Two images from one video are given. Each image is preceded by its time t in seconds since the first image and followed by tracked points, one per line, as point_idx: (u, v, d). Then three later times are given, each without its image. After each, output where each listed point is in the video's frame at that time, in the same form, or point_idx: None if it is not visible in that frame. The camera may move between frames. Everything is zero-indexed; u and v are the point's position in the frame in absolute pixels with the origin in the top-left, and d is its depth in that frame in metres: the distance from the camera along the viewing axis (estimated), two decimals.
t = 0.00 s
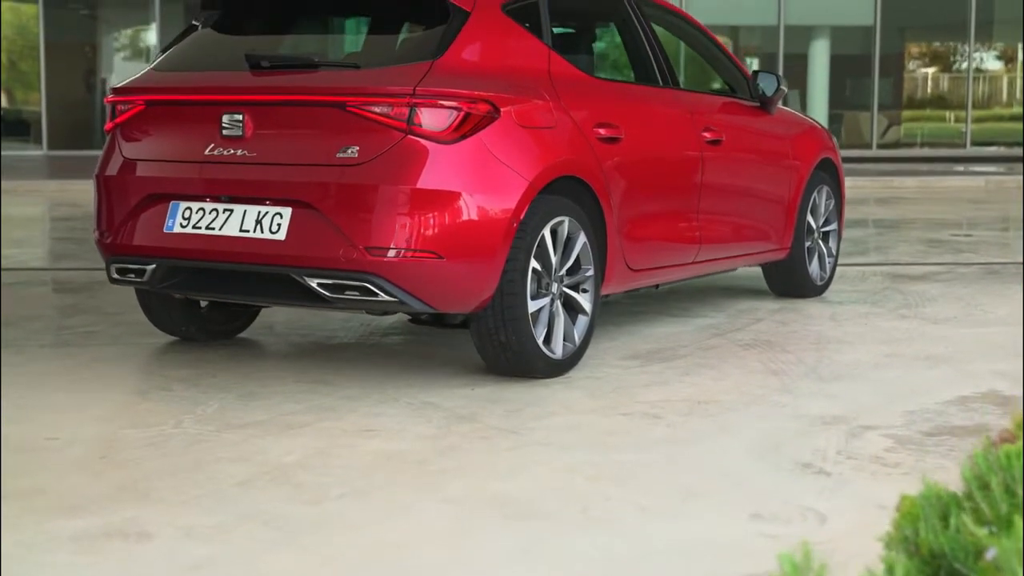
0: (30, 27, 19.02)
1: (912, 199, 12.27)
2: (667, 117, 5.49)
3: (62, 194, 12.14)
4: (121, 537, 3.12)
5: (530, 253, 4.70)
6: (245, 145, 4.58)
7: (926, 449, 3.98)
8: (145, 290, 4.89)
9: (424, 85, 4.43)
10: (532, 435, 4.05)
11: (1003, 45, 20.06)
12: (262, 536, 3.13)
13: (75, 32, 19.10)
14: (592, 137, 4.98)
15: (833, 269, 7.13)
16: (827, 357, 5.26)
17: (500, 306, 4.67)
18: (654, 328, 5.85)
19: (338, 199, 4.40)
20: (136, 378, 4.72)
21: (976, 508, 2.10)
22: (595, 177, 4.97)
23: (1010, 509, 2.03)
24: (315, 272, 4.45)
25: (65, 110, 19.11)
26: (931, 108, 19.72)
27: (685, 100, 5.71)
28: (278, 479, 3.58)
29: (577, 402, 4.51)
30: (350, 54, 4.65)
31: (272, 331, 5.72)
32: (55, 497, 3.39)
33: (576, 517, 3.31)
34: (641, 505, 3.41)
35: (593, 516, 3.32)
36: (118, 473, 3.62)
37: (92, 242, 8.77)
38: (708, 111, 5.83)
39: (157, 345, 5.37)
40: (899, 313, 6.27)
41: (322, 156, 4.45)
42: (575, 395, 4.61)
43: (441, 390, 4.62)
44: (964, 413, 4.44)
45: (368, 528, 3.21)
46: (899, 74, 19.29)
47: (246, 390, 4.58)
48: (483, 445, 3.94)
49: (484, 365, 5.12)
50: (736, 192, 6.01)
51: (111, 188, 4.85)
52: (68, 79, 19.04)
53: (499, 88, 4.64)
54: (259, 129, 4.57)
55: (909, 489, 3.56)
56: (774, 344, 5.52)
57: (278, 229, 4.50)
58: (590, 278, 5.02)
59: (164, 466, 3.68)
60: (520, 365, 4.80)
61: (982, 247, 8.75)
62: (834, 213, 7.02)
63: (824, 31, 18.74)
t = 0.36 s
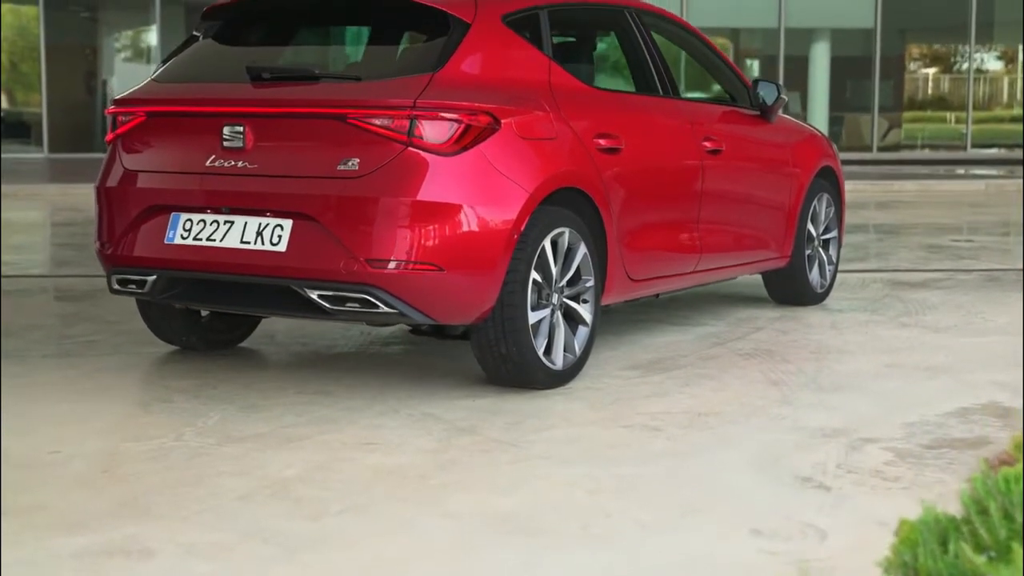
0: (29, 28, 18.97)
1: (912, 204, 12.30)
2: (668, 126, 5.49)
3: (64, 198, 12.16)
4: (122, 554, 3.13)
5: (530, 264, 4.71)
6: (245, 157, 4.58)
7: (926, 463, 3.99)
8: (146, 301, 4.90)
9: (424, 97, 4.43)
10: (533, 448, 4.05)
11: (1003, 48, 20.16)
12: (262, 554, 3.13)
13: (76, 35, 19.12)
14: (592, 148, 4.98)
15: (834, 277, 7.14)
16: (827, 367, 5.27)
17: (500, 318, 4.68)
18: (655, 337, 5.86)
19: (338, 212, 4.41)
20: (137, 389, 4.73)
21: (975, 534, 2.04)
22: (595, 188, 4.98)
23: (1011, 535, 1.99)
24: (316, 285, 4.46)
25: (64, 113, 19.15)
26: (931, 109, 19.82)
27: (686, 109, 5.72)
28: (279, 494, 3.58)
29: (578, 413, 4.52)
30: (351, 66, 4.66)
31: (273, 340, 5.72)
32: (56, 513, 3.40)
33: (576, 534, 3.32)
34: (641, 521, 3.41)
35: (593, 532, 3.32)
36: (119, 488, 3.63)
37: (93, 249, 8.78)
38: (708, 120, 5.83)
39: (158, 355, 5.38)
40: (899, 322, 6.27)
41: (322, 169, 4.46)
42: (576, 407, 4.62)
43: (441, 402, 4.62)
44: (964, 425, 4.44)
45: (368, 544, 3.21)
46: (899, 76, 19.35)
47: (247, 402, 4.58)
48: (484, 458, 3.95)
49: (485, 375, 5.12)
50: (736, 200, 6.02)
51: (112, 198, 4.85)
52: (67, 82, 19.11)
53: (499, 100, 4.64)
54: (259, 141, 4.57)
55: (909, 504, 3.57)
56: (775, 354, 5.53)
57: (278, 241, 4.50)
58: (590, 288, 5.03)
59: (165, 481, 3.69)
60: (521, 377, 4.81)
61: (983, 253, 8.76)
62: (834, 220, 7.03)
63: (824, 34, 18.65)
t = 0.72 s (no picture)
0: (31, 28, 18.86)
1: (913, 207, 12.33)
2: (668, 137, 5.49)
3: (65, 202, 12.18)
4: (124, 572, 3.14)
5: (531, 277, 4.71)
6: (247, 170, 4.59)
7: (926, 477, 3.99)
8: (148, 312, 4.91)
9: (425, 111, 4.43)
10: (534, 463, 4.06)
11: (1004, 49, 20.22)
12: (264, 572, 3.14)
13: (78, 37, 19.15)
14: (593, 160, 4.98)
15: (835, 285, 7.15)
16: (828, 378, 5.27)
17: (501, 331, 4.69)
18: (655, 346, 5.87)
19: (340, 225, 4.41)
20: (139, 401, 4.74)
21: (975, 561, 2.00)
22: (596, 200, 4.98)
23: (1011, 562, 1.95)
24: (317, 298, 4.47)
25: (65, 115, 19.19)
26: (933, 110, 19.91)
27: (686, 120, 5.72)
28: (280, 510, 3.59)
29: (579, 426, 4.53)
30: (352, 79, 4.66)
31: (275, 350, 5.73)
32: (58, 530, 3.41)
33: (577, 551, 3.33)
34: (641, 538, 3.42)
35: (594, 550, 3.33)
36: (121, 504, 3.63)
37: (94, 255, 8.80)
38: (709, 130, 5.84)
39: (159, 365, 5.39)
40: (900, 331, 6.28)
41: (324, 182, 4.46)
42: (576, 419, 4.62)
43: (442, 415, 4.63)
44: (964, 438, 4.45)
45: (369, 562, 3.22)
46: (900, 79, 19.38)
47: (248, 415, 4.59)
48: (485, 473, 3.95)
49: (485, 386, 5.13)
50: (737, 210, 6.02)
51: (114, 210, 4.86)
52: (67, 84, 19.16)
53: (500, 113, 4.65)
54: (261, 154, 4.58)
55: (909, 521, 3.57)
56: (775, 364, 5.53)
57: (280, 254, 4.51)
58: (590, 300, 5.04)
59: (167, 496, 3.70)
60: (522, 389, 4.82)
61: (983, 260, 8.77)
62: (835, 228, 7.03)
63: (825, 38, 18.53)
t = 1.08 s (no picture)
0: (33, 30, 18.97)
1: (914, 211, 12.34)
2: (670, 148, 5.50)
3: (68, 206, 12.21)
4: None
5: (532, 289, 4.72)
6: (249, 182, 4.60)
7: (926, 492, 3.99)
8: (150, 323, 4.92)
9: (427, 123, 4.44)
10: (535, 476, 4.06)
11: (1005, 51, 20.26)
12: None
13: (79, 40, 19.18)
14: (594, 171, 4.99)
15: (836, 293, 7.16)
16: (829, 389, 5.28)
17: (502, 343, 4.70)
18: (656, 356, 5.87)
19: (342, 238, 4.42)
20: (141, 413, 4.75)
21: None
22: (597, 211, 4.99)
23: None
24: (319, 310, 4.47)
25: (66, 118, 19.24)
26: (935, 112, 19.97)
27: (688, 130, 5.73)
28: (282, 525, 3.60)
29: (580, 439, 4.53)
30: (353, 90, 4.67)
31: (276, 360, 5.74)
32: (60, 545, 3.41)
33: (577, 567, 3.33)
34: (641, 554, 3.42)
35: (594, 566, 3.33)
36: (123, 518, 3.64)
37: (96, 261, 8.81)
38: (710, 140, 5.85)
39: (161, 375, 5.39)
40: (901, 340, 6.28)
41: (325, 195, 4.47)
42: (578, 431, 4.63)
43: (444, 427, 4.64)
44: (965, 450, 4.45)
45: None
46: (902, 81, 19.39)
47: (249, 426, 4.60)
48: (486, 487, 3.96)
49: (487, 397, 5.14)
50: (738, 219, 6.03)
51: (116, 222, 4.87)
52: (69, 86, 19.21)
53: (501, 125, 4.66)
54: (263, 166, 4.59)
55: (910, 537, 3.57)
56: (777, 374, 5.54)
57: (282, 266, 4.52)
58: (591, 311, 5.05)
59: (169, 510, 3.70)
60: (524, 400, 4.83)
61: (985, 266, 8.78)
62: (836, 236, 7.04)
63: (826, 41, 18.54)
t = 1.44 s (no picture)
0: (36, 32, 19.00)
1: (916, 216, 12.34)
2: (671, 160, 5.52)
3: (70, 211, 12.22)
4: None
5: (534, 302, 4.73)
6: (251, 196, 4.61)
7: (927, 507, 4.00)
8: (152, 336, 4.93)
9: (429, 138, 4.45)
10: (536, 492, 4.07)
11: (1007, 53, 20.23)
12: None
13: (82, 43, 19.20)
14: (596, 184, 5.00)
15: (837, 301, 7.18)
16: (830, 401, 5.29)
17: (504, 356, 4.71)
18: (658, 367, 5.88)
19: (344, 253, 4.43)
20: (143, 426, 4.76)
21: None
22: (598, 224, 5.00)
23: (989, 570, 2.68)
24: (321, 324, 4.49)
25: (68, 120, 19.26)
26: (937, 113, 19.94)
27: (689, 141, 5.74)
28: (285, 542, 3.61)
29: (582, 452, 4.54)
30: (355, 105, 4.68)
31: (278, 371, 5.75)
32: (64, 563, 3.43)
33: None
34: (643, 571, 3.44)
35: None
36: (126, 535, 3.65)
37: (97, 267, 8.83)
38: (712, 151, 5.86)
39: (164, 387, 5.41)
40: (902, 350, 6.29)
41: (327, 209, 4.48)
42: (579, 445, 4.64)
43: (445, 440, 4.65)
44: (966, 464, 4.46)
45: None
46: (904, 84, 19.37)
47: (251, 440, 4.61)
48: (488, 502, 3.97)
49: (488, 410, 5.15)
50: (740, 230, 6.04)
51: (118, 235, 4.89)
52: (71, 89, 19.22)
53: (503, 139, 4.67)
54: (265, 180, 4.60)
55: (910, 554, 3.59)
56: (778, 386, 5.54)
57: (284, 280, 4.53)
58: (593, 324, 5.07)
59: (172, 527, 3.72)
60: (525, 414, 4.84)
61: (986, 273, 8.78)
62: (838, 245, 7.06)
63: (829, 44, 18.73)
